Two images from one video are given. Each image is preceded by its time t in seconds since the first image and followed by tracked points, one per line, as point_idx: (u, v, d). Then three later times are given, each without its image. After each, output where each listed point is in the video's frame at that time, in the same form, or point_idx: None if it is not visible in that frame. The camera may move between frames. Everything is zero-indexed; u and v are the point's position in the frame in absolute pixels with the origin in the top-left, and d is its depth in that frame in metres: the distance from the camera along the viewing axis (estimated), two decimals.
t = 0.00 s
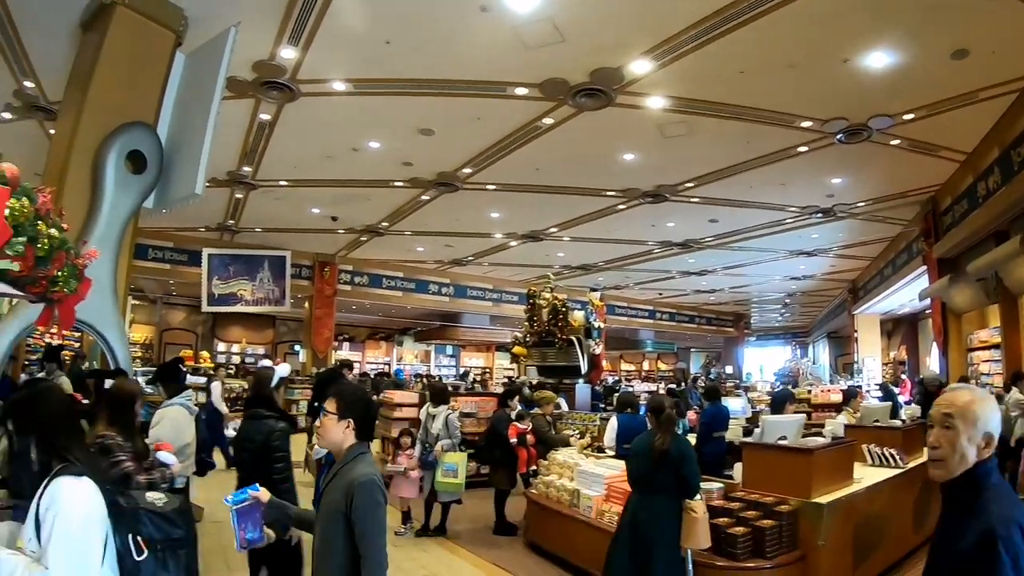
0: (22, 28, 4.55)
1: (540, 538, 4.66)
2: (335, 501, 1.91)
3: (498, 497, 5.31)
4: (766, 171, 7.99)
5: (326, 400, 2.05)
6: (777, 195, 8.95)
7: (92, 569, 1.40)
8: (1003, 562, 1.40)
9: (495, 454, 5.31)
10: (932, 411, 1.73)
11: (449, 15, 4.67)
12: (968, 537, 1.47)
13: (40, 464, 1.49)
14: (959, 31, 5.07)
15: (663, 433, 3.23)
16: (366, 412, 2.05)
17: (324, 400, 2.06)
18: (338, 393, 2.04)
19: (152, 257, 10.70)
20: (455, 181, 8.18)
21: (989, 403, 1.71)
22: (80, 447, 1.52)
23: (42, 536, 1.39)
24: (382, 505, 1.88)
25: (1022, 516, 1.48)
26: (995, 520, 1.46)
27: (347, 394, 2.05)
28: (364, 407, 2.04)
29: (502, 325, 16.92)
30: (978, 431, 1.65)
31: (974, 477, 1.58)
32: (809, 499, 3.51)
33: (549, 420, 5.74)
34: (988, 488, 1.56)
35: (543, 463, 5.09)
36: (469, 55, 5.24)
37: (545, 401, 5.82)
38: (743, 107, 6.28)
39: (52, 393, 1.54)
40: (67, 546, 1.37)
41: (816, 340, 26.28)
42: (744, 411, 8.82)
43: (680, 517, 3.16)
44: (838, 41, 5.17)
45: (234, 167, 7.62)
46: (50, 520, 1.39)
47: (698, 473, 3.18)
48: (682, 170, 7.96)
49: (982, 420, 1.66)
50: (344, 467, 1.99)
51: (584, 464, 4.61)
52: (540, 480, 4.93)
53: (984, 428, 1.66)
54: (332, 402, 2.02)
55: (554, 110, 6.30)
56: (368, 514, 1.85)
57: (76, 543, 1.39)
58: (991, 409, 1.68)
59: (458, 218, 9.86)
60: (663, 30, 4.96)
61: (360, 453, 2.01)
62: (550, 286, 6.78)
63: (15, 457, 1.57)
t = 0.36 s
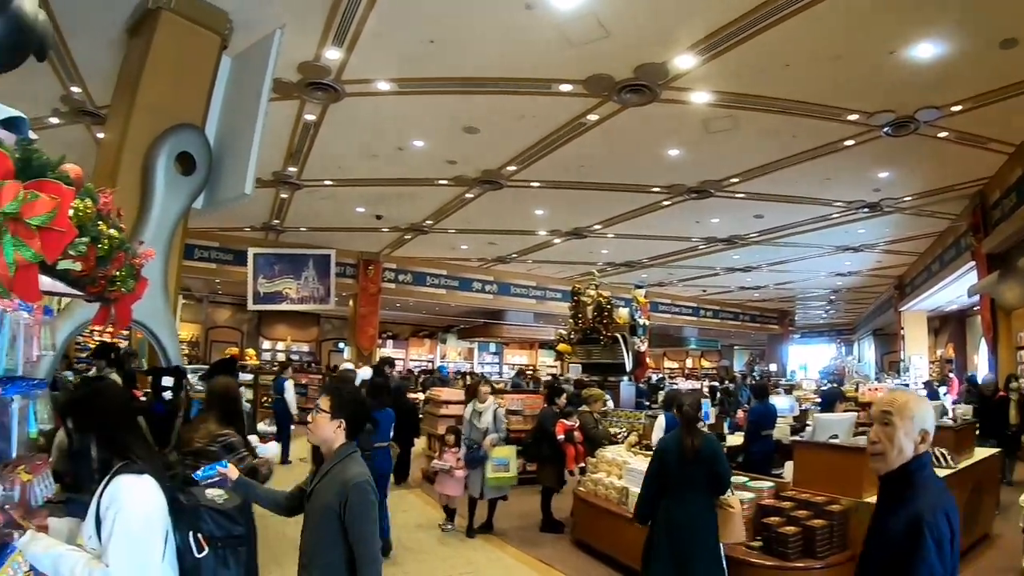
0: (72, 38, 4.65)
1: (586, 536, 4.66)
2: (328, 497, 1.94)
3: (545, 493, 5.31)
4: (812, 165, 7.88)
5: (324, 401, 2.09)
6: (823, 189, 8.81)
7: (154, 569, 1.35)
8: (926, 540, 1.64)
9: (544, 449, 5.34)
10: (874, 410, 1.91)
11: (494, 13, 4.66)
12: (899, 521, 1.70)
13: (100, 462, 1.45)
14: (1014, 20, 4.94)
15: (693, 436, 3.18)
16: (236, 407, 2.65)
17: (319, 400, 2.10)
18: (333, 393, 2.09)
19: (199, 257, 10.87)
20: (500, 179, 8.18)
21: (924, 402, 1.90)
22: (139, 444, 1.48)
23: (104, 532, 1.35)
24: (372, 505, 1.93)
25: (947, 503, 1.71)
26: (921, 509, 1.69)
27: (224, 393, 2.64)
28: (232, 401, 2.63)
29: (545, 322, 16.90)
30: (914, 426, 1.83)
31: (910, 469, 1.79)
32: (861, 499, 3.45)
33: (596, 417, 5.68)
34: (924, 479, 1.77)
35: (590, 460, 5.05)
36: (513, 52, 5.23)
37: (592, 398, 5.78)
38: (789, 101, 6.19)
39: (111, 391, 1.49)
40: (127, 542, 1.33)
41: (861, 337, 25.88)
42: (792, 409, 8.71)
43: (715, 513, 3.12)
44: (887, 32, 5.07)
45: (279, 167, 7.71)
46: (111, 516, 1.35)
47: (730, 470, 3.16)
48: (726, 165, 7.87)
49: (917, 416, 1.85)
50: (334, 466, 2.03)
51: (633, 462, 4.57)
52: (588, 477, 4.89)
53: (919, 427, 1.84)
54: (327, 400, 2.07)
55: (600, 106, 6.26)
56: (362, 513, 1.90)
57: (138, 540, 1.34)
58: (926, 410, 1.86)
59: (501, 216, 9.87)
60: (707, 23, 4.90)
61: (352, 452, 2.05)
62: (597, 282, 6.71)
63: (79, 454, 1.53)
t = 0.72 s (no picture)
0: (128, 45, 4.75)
1: (636, 534, 4.64)
2: (352, 483, 1.91)
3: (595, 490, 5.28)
4: (862, 156, 7.74)
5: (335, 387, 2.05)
6: (872, 181, 8.65)
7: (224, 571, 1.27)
8: (879, 526, 1.80)
9: (592, 446, 5.43)
10: (836, 408, 2.07)
11: (539, 8, 4.65)
12: (856, 513, 1.86)
13: (164, 460, 1.38)
14: None
15: (711, 430, 3.16)
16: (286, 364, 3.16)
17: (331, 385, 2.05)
18: (344, 379, 2.06)
19: (247, 256, 11.03)
20: (546, 175, 8.16)
21: (883, 398, 2.04)
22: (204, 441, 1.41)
23: (172, 529, 1.27)
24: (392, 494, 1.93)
25: (902, 493, 1.85)
26: (876, 498, 1.84)
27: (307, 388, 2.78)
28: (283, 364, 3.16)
29: (591, 319, 16.84)
30: (874, 423, 1.97)
31: (872, 463, 1.94)
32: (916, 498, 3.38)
33: (646, 412, 5.63)
34: (884, 472, 1.92)
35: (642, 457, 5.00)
36: (558, 48, 5.22)
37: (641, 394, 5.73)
38: (837, 91, 6.08)
39: (176, 389, 1.43)
40: (197, 536, 1.25)
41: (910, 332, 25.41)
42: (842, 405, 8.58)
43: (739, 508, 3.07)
44: (939, 20, 4.96)
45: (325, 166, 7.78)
46: (179, 513, 1.27)
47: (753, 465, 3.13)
48: (774, 158, 7.77)
49: (877, 412, 1.99)
50: (347, 453, 1.98)
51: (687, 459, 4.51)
52: (639, 475, 4.85)
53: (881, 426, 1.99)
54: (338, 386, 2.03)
55: (647, 100, 6.21)
56: (383, 505, 1.90)
57: (209, 537, 1.26)
58: (887, 407, 2.00)
59: (547, 212, 9.85)
60: (754, 15, 4.83)
61: (361, 441, 2.02)
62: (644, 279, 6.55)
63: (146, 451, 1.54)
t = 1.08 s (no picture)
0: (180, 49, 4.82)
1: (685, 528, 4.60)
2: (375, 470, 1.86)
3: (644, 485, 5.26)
4: (910, 143, 7.58)
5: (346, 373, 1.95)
6: (921, 168, 8.48)
7: (287, 566, 1.28)
8: (804, 512, 1.75)
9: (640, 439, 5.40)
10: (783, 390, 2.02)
11: None
12: (786, 497, 1.83)
13: (230, 449, 1.39)
14: None
15: (755, 424, 3.06)
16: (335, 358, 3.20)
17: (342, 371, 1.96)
18: (355, 365, 1.97)
19: (293, 254, 11.16)
20: (590, 168, 8.12)
21: (830, 380, 1.97)
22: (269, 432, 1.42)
23: (241, 521, 1.27)
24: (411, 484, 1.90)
25: (832, 475, 1.79)
26: (805, 481, 1.79)
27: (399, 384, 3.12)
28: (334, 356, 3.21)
29: (637, 313, 16.75)
30: (811, 406, 1.92)
31: (813, 446, 1.88)
32: (972, 491, 3.30)
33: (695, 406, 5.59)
34: (826, 454, 1.85)
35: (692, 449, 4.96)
36: (600, 40, 5.18)
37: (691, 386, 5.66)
38: (885, 77, 5.96)
39: (237, 383, 1.42)
40: (263, 530, 1.26)
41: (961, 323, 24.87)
42: (893, 398, 8.44)
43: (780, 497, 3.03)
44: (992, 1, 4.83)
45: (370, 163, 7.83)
46: (247, 505, 1.27)
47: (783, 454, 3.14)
48: (820, 147, 7.65)
49: (815, 396, 1.92)
50: (362, 440, 1.92)
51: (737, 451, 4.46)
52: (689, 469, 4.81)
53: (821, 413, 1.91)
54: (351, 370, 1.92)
55: (691, 91, 6.14)
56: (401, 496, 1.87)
57: (275, 531, 1.27)
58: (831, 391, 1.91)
59: (591, 205, 9.81)
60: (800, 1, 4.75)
61: (368, 427, 1.95)
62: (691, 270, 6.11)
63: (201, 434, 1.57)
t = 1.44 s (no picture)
0: (226, 49, 4.87)
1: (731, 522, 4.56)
2: (402, 452, 2.19)
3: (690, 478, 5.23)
4: (957, 130, 7.43)
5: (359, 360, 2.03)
6: (969, 156, 8.30)
7: (350, 559, 1.27)
8: (772, 489, 2.12)
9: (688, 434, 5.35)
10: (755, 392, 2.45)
11: None
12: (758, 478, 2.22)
13: (295, 443, 1.41)
14: None
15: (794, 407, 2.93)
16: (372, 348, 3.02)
17: (360, 360, 2.03)
18: (374, 352, 2.04)
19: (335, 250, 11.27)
20: (632, 160, 8.07)
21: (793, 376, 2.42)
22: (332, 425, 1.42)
23: (305, 514, 1.28)
24: (429, 454, 2.28)
25: (794, 457, 2.16)
26: (773, 464, 2.17)
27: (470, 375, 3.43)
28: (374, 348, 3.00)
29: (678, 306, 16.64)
30: (774, 398, 2.36)
31: (781, 434, 2.30)
32: None
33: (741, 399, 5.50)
34: (792, 440, 2.26)
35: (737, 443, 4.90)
36: (640, 31, 5.14)
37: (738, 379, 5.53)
38: (932, 63, 5.84)
39: (303, 374, 1.47)
40: (327, 521, 1.26)
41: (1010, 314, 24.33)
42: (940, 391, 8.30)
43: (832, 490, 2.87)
44: None
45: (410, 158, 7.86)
46: (311, 498, 1.28)
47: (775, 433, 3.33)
48: (863, 135, 7.53)
49: (778, 391, 2.35)
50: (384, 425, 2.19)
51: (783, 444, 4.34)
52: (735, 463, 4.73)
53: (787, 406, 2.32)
54: (373, 363, 2.03)
55: (733, 80, 6.07)
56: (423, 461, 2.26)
57: (336, 523, 1.26)
58: (796, 387, 2.33)
59: (632, 198, 9.75)
60: None
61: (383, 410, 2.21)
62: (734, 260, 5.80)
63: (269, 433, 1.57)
